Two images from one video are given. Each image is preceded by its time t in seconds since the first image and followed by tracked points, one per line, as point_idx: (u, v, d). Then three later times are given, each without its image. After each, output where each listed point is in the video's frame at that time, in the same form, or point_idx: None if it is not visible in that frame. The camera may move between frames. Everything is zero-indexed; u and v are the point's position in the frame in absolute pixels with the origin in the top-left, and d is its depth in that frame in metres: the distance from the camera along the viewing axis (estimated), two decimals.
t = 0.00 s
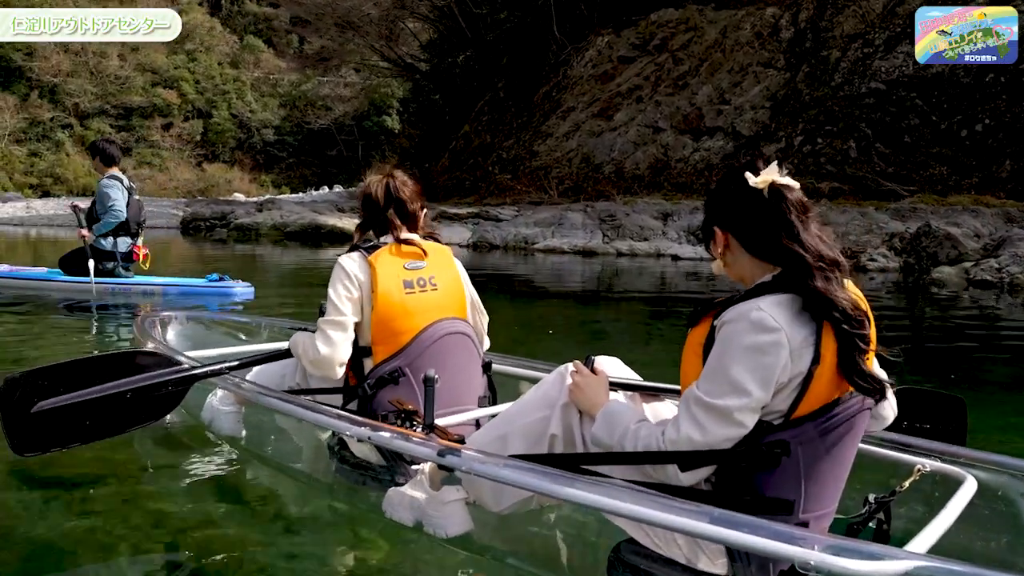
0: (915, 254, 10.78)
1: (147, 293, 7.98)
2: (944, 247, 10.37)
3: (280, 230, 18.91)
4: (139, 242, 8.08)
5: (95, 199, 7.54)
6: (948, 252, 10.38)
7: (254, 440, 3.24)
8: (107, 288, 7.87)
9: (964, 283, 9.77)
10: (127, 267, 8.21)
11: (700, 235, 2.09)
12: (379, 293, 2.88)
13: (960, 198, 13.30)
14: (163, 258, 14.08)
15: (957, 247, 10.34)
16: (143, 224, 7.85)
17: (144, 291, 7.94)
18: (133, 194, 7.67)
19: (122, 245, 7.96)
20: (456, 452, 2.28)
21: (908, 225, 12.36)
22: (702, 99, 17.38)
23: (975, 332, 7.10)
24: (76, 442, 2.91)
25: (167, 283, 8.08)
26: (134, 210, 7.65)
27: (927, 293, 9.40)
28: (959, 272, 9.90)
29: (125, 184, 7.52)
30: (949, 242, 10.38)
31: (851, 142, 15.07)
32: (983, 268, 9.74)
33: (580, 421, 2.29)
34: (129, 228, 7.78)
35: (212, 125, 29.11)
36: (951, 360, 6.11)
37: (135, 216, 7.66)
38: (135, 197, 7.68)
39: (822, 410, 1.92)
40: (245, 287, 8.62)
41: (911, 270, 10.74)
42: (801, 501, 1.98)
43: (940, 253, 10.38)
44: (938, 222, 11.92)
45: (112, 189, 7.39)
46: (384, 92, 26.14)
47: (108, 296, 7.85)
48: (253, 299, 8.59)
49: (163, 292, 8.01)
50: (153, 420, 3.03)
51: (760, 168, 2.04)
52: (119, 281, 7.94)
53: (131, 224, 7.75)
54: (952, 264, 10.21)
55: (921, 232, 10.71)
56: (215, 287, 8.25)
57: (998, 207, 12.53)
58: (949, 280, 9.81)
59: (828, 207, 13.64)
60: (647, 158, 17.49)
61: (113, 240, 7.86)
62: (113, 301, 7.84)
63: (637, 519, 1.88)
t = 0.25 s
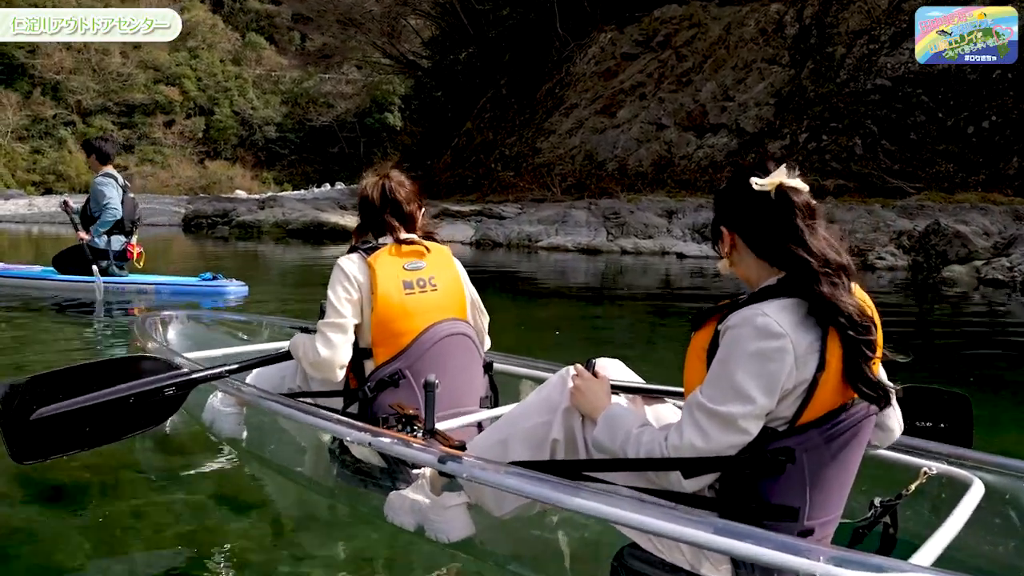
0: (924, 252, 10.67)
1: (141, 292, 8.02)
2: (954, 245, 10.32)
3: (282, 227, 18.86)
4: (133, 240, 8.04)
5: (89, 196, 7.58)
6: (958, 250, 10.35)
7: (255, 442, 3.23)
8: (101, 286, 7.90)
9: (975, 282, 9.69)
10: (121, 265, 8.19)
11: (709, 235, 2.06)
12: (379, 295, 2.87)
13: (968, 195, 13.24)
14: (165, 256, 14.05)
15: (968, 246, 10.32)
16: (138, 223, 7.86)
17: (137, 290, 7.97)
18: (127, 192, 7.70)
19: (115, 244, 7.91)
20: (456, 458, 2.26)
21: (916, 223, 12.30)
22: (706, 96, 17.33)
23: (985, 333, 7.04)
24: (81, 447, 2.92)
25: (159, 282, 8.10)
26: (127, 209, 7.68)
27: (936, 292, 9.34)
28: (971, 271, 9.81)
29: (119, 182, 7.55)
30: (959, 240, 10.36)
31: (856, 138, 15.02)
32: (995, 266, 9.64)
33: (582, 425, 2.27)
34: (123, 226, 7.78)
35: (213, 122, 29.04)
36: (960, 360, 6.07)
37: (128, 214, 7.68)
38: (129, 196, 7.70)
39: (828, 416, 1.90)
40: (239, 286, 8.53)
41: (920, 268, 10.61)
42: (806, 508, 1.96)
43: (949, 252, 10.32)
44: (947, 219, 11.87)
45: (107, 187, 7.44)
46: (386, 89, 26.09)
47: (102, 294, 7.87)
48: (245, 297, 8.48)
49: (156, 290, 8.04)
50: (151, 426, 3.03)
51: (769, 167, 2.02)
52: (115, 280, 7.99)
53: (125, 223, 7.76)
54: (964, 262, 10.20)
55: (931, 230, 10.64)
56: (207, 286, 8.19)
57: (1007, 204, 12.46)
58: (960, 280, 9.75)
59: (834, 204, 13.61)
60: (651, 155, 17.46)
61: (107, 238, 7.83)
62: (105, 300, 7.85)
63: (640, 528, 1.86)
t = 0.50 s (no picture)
0: (934, 249, 10.75)
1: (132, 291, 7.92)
2: (965, 242, 10.41)
3: (285, 223, 18.87)
4: (126, 238, 8.01)
5: (83, 194, 7.61)
6: (969, 248, 10.44)
7: (254, 443, 3.28)
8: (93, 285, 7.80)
9: (988, 281, 9.65)
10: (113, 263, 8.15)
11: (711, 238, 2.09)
12: (380, 298, 2.90)
13: (977, 191, 13.21)
14: (168, 252, 14.07)
15: (979, 244, 10.40)
16: (131, 220, 7.87)
17: (129, 288, 7.90)
18: (120, 189, 7.73)
19: (109, 241, 7.89)
20: (457, 465, 2.30)
21: (925, 219, 12.29)
22: (711, 91, 17.32)
23: (992, 332, 7.05)
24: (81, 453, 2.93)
25: (150, 280, 8.05)
26: (122, 206, 7.70)
27: (943, 291, 9.33)
28: (983, 269, 9.77)
29: (113, 179, 7.59)
30: (970, 238, 10.45)
31: (863, 133, 15.02)
32: (1009, 265, 9.56)
33: (583, 429, 2.30)
34: (117, 224, 7.78)
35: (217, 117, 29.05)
36: (964, 360, 6.10)
37: (123, 211, 7.70)
38: (124, 192, 7.74)
39: (830, 424, 1.93)
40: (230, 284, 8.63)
41: (930, 266, 10.64)
42: (811, 516, 2.00)
43: (960, 249, 10.41)
44: (957, 216, 11.87)
45: (100, 184, 7.45)
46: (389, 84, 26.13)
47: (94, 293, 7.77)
48: (239, 295, 8.56)
49: (147, 288, 8.00)
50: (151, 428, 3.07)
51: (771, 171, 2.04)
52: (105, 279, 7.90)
53: (119, 220, 7.77)
54: (976, 260, 10.25)
55: (942, 227, 10.78)
56: (200, 284, 8.23)
57: (1017, 202, 12.44)
58: (973, 278, 9.71)
59: (839, 202, 13.61)
60: (655, 150, 17.43)
61: (101, 235, 7.81)
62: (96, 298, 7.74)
63: (643, 537, 1.89)
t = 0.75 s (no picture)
0: (943, 253, 10.33)
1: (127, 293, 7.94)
2: (974, 245, 10.14)
3: (289, 226, 18.90)
4: (122, 241, 8.06)
5: (79, 196, 7.66)
6: (979, 251, 10.19)
7: (256, 446, 3.26)
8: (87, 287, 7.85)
9: (998, 283, 9.52)
10: (109, 264, 8.17)
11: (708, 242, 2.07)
12: (380, 300, 2.88)
13: (984, 194, 13.22)
14: (171, 254, 14.04)
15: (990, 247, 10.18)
16: (128, 223, 7.91)
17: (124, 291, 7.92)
18: (118, 192, 7.80)
19: (104, 243, 7.91)
20: (456, 467, 2.27)
21: (933, 221, 12.24)
22: (717, 93, 17.22)
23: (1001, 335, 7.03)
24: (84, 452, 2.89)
25: (148, 283, 8.00)
26: (118, 208, 7.76)
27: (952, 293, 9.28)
28: (993, 271, 9.63)
29: (110, 181, 7.65)
30: (980, 240, 10.20)
31: (869, 135, 14.98)
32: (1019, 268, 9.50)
33: (582, 431, 2.26)
34: (113, 227, 7.82)
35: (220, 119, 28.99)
36: (970, 364, 6.08)
37: (119, 213, 7.76)
38: (120, 195, 7.80)
39: (827, 426, 1.90)
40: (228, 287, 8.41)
41: (939, 269, 10.25)
42: (807, 518, 1.97)
43: (969, 252, 10.10)
44: (966, 219, 11.83)
45: (96, 188, 7.51)
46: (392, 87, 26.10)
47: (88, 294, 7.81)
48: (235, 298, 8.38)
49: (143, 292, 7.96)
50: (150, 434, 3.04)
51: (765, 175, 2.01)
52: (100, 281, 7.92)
53: (115, 223, 7.80)
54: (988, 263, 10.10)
55: (950, 229, 10.41)
56: (195, 287, 8.08)
57: None
58: (983, 280, 9.54)
59: (847, 204, 13.56)
60: (660, 153, 17.36)
61: (97, 238, 7.82)
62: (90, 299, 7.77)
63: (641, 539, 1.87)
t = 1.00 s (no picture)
0: (949, 255, 10.47)
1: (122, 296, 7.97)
2: (980, 248, 10.18)
3: (290, 228, 18.95)
4: (116, 243, 8.12)
5: (73, 200, 7.58)
6: (984, 253, 10.22)
7: (260, 446, 3.24)
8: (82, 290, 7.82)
9: (1005, 287, 9.36)
10: (102, 267, 8.18)
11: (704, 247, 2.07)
12: (383, 303, 2.88)
13: (989, 197, 13.31)
14: (172, 256, 14.04)
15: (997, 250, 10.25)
16: (122, 225, 7.93)
17: (119, 294, 7.91)
18: (112, 194, 7.76)
19: (99, 246, 7.92)
20: (456, 467, 2.28)
21: (938, 224, 12.25)
22: (719, 95, 17.21)
23: (1005, 338, 7.05)
24: (86, 452, 2.88)
25: (141, 284, 8.09)
26: (113, 211, 7.73)
27: (957, 295, 9.28)
28: (1000, 275, 9.50)
29: (105, 184, 7.59)
30: (985, 243, 10.25)
31: (872, 137, 15.00)
32: None
33: (581, 431, 2.26)
34: (108, 230, 7.83)
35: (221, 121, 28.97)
36: (972, 367, 6.10)
37: (114, 216, 7.74)
38: (115, 197, 7.75)
39: (820, 428, 1.90)
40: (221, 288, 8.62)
41: (946, 271, 10.36)
42: (800, 518, 1.98)
43: (975, 255, 10.14)
44: (971, 222, 11.85)
45: (91, 192, 7.45)
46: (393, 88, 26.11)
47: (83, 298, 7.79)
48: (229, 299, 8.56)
49: (138, 294, 8.06)
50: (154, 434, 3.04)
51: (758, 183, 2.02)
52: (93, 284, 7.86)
53: (110, 226, 7.82)
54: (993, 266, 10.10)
55: (955, 233, 10.57)
56: (190, 289, 8.22)
57: None
58: (990, 284, 9.42)
59: (850, 206, 13.57)
60: (663, 155, 17.35)
61: (92, 241, 7.81)
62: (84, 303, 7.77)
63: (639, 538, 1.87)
